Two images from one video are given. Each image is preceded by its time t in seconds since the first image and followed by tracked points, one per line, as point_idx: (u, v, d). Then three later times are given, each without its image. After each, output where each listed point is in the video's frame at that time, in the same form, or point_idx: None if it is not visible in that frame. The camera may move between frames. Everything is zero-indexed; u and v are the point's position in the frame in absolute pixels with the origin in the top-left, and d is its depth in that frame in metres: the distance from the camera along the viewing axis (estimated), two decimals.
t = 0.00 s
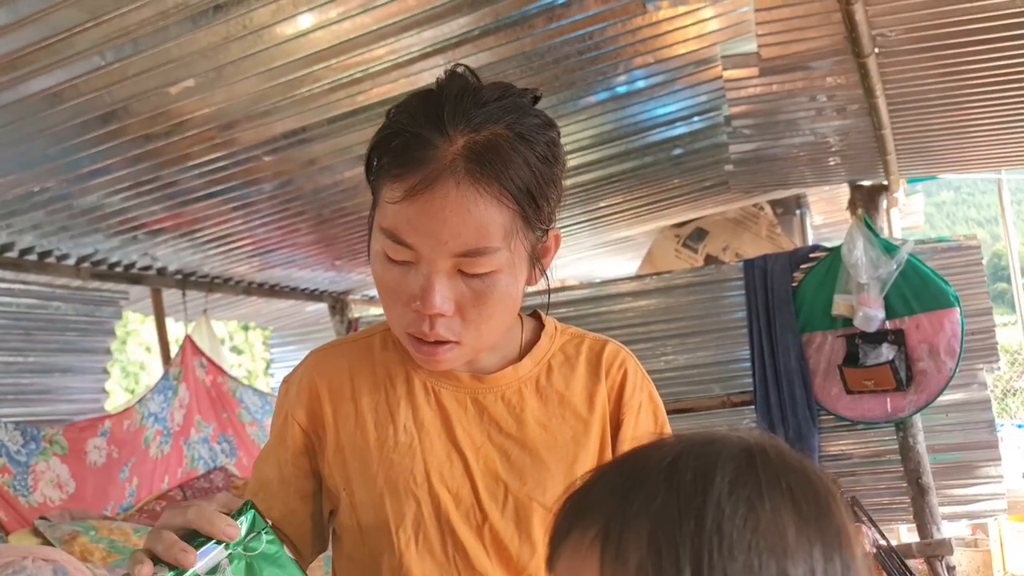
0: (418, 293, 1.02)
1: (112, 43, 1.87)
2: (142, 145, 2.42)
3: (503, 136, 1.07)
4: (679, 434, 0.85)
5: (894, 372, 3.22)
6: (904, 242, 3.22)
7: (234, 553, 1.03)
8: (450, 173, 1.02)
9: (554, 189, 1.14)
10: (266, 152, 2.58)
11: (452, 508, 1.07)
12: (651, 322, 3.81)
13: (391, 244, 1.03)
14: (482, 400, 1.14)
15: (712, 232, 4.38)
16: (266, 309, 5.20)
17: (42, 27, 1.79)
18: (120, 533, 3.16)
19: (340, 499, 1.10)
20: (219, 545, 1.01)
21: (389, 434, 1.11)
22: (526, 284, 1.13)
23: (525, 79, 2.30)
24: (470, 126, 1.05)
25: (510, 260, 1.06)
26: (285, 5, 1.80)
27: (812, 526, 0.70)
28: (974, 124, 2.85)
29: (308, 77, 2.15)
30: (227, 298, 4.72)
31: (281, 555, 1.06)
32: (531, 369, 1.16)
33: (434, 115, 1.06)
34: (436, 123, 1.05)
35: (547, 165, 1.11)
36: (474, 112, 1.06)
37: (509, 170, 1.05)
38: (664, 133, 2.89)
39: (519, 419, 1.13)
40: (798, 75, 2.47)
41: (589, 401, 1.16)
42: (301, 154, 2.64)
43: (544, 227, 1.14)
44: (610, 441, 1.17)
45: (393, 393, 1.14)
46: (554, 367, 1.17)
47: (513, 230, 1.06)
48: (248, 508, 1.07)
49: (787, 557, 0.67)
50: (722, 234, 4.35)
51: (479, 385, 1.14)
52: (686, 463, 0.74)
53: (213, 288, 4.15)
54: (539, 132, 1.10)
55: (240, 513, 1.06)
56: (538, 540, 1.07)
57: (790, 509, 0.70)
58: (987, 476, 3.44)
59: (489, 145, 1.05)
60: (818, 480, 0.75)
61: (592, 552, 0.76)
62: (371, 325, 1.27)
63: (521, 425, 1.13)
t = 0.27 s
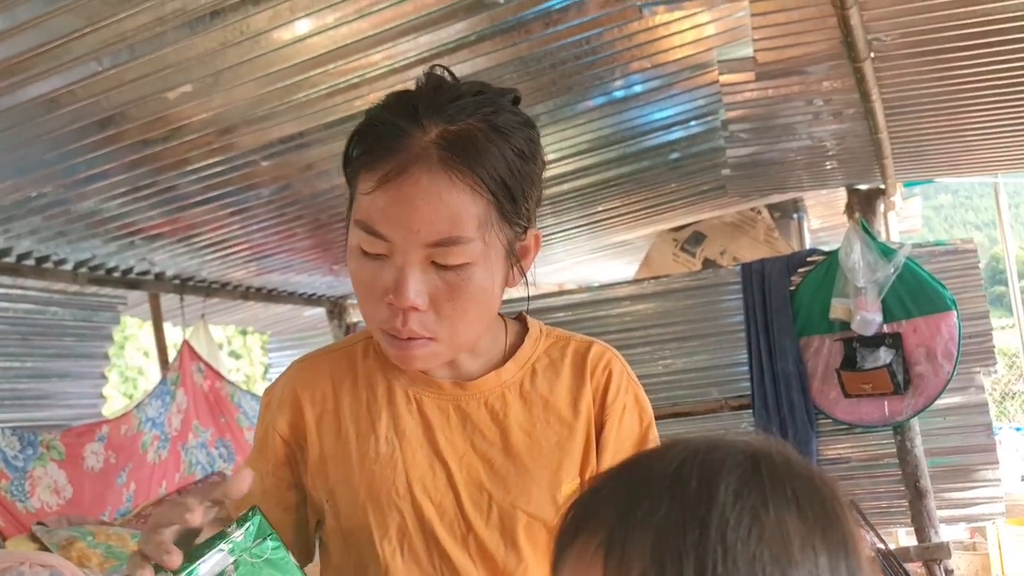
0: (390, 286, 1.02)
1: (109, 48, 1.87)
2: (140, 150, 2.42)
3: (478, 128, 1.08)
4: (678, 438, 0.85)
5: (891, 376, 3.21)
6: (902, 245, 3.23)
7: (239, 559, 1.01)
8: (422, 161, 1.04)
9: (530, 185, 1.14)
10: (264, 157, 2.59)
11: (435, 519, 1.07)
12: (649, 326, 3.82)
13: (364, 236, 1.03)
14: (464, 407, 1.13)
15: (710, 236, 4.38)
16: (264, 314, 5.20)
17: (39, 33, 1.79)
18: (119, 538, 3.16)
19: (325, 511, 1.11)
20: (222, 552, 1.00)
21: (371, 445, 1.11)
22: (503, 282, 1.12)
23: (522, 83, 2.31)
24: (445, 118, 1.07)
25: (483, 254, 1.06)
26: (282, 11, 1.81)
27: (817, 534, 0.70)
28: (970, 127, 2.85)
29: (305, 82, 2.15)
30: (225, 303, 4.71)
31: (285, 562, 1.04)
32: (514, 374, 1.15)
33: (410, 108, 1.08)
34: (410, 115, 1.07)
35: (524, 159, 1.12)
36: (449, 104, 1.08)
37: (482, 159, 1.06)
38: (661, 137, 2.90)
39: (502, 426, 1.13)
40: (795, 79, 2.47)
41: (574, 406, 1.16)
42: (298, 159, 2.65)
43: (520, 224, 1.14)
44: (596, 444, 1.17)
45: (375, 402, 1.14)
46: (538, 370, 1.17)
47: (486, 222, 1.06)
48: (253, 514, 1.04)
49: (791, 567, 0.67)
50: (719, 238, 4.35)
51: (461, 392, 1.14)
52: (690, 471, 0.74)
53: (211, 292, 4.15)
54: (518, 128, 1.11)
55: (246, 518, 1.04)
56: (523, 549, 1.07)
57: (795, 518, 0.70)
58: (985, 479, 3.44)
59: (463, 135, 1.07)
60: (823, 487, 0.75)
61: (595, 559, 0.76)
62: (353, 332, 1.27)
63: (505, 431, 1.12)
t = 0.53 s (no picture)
0: (361, 283, 1.02)
1: (109, 54, 1.88)
2: (140, 155, 2.43)
3: (448, 121, 1.09)
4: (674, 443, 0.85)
5: (891, 379, 3.21)
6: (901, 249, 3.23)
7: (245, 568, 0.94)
8: (389, 152, 1.04)
9: (507, 180, 1.14)
10: (264, 162, 2.59)
11: (424, 529, 1.08)
12: (649, 331, 3.82)
13: (335, 234, 1.04)
14: (451, 414, 1.13)
15: (709, 239, 4.38)
16: (264, 318, 5.20)
17: (40, 39, 1.80)
18: (117, 543, 3.16)
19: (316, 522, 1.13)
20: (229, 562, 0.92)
21: (359, 455, 1.12)
22: (479, 278, 1.11)
23: (522, 88, 2.32)
24: (414, 112, 1.08)
25: (454, 248, 1.06)
26: (282, 16, 1.81)
27: (820, 536, 0.71)
28: (969, 131, 2.86)
29: (306, 87, 2.16)
30: (224, 307, 4.72)
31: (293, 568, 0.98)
32: (502, 379, 1.16)
33: (382, 105, 1.10)
34: (380, 111, 1.09)
35: (496, 153, 1.12)
36: (419, 99, 1.09)
37: (452, 151, 1.06)
38: (660, 141, 2.90)
39: (490, 433, 1.13)
40: (793, 84, 2.48)
41: (564, 410, 1.16)
42: (298, 164, 2.65)
43: (496, 220, 1.14)
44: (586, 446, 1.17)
45: (362, 412, 1.15)
46: (527, 374, 1.17)
47: (456, 214, 1.06)
48: (261, 519, 0.98)
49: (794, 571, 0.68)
50: (718, 241, 4.35)
51: (448, 399, 1.14)
52: (691, 478, 0.74)
53: (211, 297, 4.15)
54: (490, 123, 1.11)
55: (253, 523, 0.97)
56: (515, 557, 1.07)
57: (796, 519, 0.71)
58: (985, 483, 3.44)
59: (432, 128, 1.08)
60: (824, 486, 0.75)
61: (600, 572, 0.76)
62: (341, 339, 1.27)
63: (493, 439, 1.13)
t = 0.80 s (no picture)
0: (354, 283, 1.02)
1: (110, 55, 1.88)
2: (140, 156, 2.42)
3: (442, 117, 1.08)
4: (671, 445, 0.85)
5: (892, 381, 3.21)
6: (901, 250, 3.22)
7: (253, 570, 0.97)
8: (383, 150, 1.04)
9: (501, 177, 1.14)
10: (264, 163, 2.59)
11: (422, 535, 1.08)
12: (649, 332, 3.82)
13: (328, 234, 1.04)
14: (445, 418, 1.12)
15: (710, 240, 4.37)
16: (264, 320, 5.20)
17: (40, 40, 1.79)
18: (117, 545, 3.15)
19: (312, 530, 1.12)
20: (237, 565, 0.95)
21: (352, 462, 1.10)
22: (474, 276, 1.11)
23: (522, 89, 2.31)
24: (408, 109, 1.08)
25: (449, 245, 1.05)
26: (283, 17, 1.81)
27: (825, 532, 0.70)
28: (970, 132, 2.86)
29: (306, 88, 2.15)
30: (224, 309, 4.71)
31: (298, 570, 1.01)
32: (495, 380, 1.15)
33: (375, 102, 1.09)
34: (374, 108, 1.08)
35: (492, 151, 1.11)
36: (412, 95, 1.09)
37: (446, 148, 1.06)
38: (661, 142, 2.90)
39: (485, 436, 1.12)
40: (794, 84, 2.48)
41: (559, 410, 1.16)
42: (298, 165, 2.65)
43: (491, 218, 1.13)
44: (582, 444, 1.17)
45: (354, 419, 1.13)
46: (520, 374, 1.17)
47: (451, 211, 1.06)
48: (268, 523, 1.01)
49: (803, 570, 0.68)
50: (718, 243, 4.35)
51: (441, 403, 1.12)
52: (692, 481, 0.74)
53: (211, 298, 4.15)
54: (486, 121, 1.11)
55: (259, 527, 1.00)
56: (514, 560, 1.08)
57: (800, 518, 0.70)
58: (986, 484, 3.44)
59: (426, 124, 1.07)
60: (826, 480, 0.75)
61: None
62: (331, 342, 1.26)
63: (488, 441, 1.12)
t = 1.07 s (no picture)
0: (375, 276, 1.01)
1: (109, 54, 1.87)
2: (140, 156, 2.42)
3: (468, 113, 1.08)
4: (671, 448, 0.84)
5: (893, 382, 3.21)
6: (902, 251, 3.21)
7: None
8: (412, 141, 1.03)
9: (520, 177, 1.14)
10: (264, 163, 2.58)
11: (422, 536, 1.07)
12: (650, 332, 3.81)
13: (347, 224, 1.02)
14: (445, 417, 1.12)
15: (710, 241, 4.37)
16: (263, 320, 5.19)
17: (39, 39, 1.79)
18: (117, 546, 3.14)
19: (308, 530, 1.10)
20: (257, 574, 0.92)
21: (353, 460, 1.09)
22: (491, 275, 1.11)
23: (522, 89, 2.31)
24: (434, 103, 1.08)
25: (472, 241, 1.05)
26: (282, 16, 1.81)
27: (830, 532, 0.70)
28: (970, 133, 2.86)
29: (306, 87, 2.15)
30: (224, 309, 4.71)
31: None
32: (496, 379, 1.14)
33: (400, 93, 1.08)
34: (400, 100, 1.07)
35: (515, 146, 1.11)
36: (438, 90, 1.09)
37: (474, 143, 1.06)
38: (662, 142, 2.90)
39: (485, 435, 1.12)
40: (795, 84, 2.47)
41: (558, 410, 1.16)
42: (298, 165, 2.64)
43: (509, 216, 1.14)
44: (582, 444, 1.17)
45: (354, 416, 1.12)
46: (521, 373, 1.17)
47: (476, 207, 1.06)
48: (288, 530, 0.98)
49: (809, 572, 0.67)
50: (719, 244, 4.34)
51: (442, 402, 1.12)
52: (695, 485, 0.73)
53: (210, 299, 4.14)
54: (507, 118, 1.12)
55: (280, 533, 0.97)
56: (514, 561, 1.07)
57: (804, 519, 0.70)
58: (986, 485, 3.43)
59: (453, 118, 1.07)
60: (827, 479, 0.75)
61: None
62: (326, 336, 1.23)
63: (488, 441, 1.11)
